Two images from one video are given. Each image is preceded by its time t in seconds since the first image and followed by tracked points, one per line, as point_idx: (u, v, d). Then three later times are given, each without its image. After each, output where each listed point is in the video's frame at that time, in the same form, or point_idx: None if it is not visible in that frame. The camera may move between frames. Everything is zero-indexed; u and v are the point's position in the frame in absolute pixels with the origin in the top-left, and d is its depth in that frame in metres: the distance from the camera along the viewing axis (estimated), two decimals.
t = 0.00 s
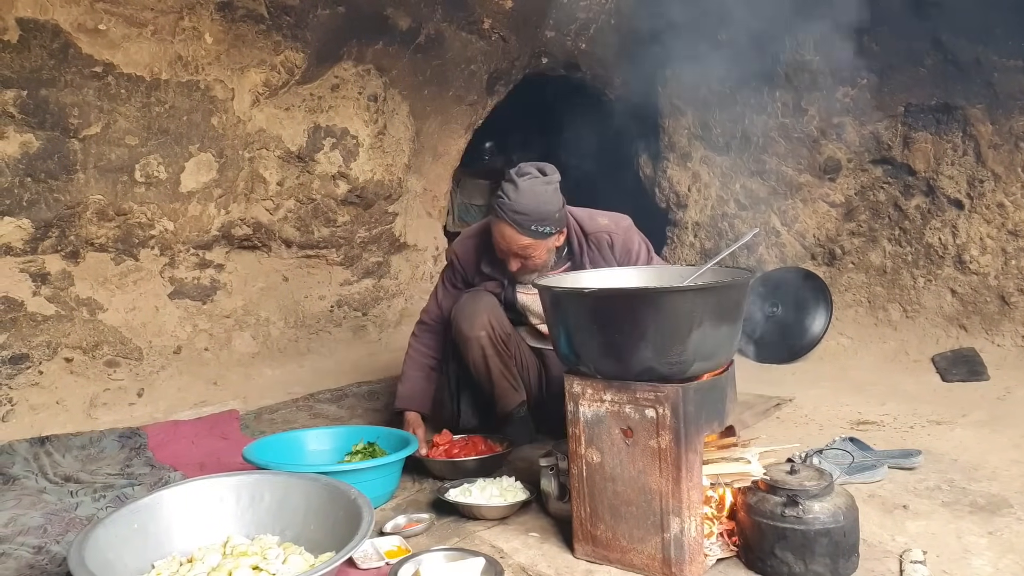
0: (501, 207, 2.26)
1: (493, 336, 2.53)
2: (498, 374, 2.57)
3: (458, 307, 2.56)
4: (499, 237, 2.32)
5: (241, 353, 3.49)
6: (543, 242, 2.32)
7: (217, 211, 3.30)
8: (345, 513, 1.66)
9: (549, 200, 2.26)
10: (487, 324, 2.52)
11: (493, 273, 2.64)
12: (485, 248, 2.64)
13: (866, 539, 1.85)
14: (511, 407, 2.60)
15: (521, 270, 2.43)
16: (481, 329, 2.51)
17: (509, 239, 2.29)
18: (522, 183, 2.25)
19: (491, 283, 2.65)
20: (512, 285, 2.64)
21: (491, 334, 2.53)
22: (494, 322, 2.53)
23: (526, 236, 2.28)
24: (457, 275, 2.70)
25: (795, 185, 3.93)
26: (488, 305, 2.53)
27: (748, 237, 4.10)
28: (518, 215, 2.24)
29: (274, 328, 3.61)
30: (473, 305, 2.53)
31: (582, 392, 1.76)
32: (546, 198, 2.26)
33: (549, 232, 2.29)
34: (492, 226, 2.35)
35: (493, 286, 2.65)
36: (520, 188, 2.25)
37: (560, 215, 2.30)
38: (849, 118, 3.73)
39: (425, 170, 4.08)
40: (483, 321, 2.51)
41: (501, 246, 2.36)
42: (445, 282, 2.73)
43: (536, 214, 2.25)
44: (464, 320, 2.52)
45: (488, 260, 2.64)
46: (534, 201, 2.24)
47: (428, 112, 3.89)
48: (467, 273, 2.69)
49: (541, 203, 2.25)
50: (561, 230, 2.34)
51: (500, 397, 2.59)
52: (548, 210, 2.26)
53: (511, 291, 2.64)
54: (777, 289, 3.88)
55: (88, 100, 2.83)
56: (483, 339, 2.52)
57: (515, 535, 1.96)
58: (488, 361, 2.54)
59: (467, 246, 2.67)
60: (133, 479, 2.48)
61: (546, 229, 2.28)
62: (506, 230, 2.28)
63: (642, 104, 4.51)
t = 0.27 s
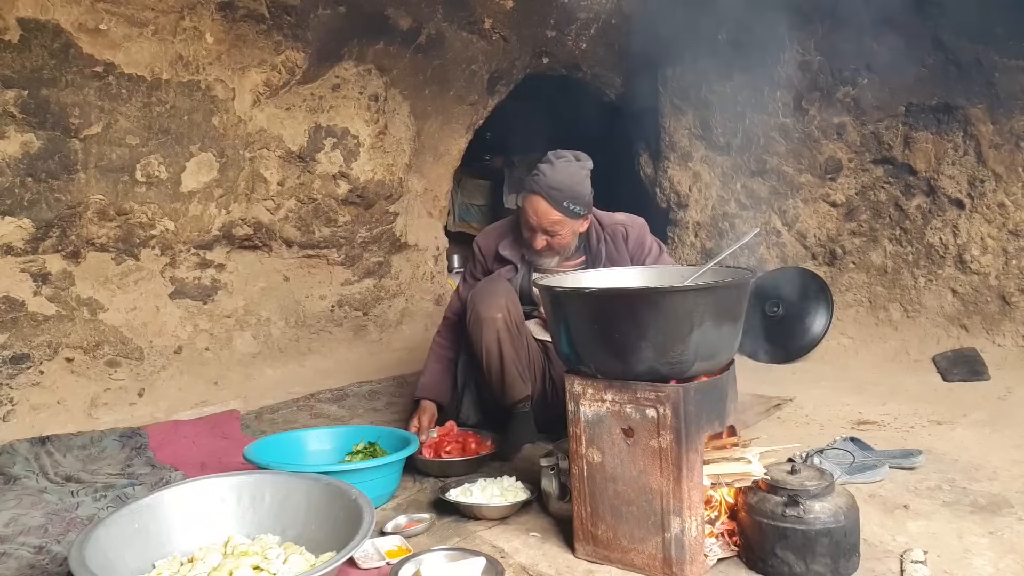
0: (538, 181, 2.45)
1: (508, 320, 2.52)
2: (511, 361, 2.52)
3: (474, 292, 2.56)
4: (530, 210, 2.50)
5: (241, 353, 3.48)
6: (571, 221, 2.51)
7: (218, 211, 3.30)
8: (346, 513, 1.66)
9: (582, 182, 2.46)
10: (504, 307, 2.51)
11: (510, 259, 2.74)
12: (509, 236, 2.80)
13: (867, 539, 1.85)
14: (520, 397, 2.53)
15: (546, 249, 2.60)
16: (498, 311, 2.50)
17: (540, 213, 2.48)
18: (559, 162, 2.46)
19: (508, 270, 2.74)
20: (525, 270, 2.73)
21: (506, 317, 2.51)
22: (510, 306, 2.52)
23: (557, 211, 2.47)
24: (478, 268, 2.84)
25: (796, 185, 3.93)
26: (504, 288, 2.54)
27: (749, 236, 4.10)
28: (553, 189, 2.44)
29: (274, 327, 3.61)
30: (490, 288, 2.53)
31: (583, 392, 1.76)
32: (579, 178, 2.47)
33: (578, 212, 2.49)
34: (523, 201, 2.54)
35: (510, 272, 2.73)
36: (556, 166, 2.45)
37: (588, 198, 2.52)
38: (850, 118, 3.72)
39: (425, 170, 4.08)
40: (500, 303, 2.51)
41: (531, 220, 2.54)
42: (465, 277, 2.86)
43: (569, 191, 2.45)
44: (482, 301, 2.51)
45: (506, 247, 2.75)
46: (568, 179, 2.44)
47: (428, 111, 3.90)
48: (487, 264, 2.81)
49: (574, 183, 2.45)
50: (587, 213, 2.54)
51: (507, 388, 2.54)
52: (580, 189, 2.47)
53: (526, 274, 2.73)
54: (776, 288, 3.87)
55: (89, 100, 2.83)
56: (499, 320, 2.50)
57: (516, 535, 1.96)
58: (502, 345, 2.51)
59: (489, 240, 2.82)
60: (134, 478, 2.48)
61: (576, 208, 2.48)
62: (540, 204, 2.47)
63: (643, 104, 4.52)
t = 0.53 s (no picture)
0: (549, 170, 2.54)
1: (507, 311, 2.55)
2: (509, 351, 2.52)
3: (473, 285, 2.61)
4: (538, 197, 2.57)
5: (241, 353, 3.48)
6: (577, 213, 2.58)
7: (218, 211, 3.30)
8: (347, 513, 1.66)
9: (590, 174, 2.55)
10: (503, 298, 2.54)
11: (513, 255, 2.83)
12: (515, 233, 2.89)
13: (867, 539, 1.84)
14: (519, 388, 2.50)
15: (550, 238, 2.64)
16: (497, 302, 2.54)
17: (547, 200, 2.55)
18: (570, 154, 2.54)
19: (512, 266, 2.82)
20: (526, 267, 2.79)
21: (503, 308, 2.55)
22: (508, 298, 2.56)
23: (565, 200, 2.54)
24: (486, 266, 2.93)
25: (796, 185, 3.93)
26: (504, 280, 2.58)
27: (749, 236, 4.10)
28: (562, 178, 2.51)
29: (275, 327, 3.61)
30: (489, 279, 2.58)
31: (584, 392, 1.76)
32: (587, 170, 2.56)
33: (585, 203, 2.57)
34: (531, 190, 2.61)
35: (513, 268, 2.81)
36: (567, 157, 2.54)
37: (595, 193, 2.59)
38: (850, 117, 3.73)
39: (426, 170, 4.08)
40: (498, 294, 2.54)
41: (538, 207, 2.59)
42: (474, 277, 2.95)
43: (578, 181, 2.53)
44: (481, 293, 2.56)
45: (512, 245, 2.85)
46: (577, 169, 2.52)
47: (429, 111, 3.90)
48: (494, 263, 2.91)
49: (584, 174, 2.53)
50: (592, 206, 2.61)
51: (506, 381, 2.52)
52: (587, 181, 2.54)
53: (527, 270, 2.79)
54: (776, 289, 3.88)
55: (89, 99, 2.83)
56: (497, 310, 2.54)
57: (516, 534, 1.96)
58: (501, 336, 2.52)
59: (496, 239, 2.92)
60: (134, 478, 2.48)
61: (583, 200, 2.56)
62: (548, 190, 2.54)
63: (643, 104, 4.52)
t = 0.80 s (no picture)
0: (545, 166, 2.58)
1: (500, 314, 2.59)
2: (506, 352, 2.55)
3: (466, 290, 2.66)
4: (535, 194, 2.59)
5: (242, 353, 3.48)
6: (573, 209, 2.62)
7: (219, 211, 3.30)
8: (347, 512, 1.66)
9: (585, 173, 2.60)
10: (495, 301, 2.59)
11: (506, 254, 2.81)
12: (508, 232, 2.88)
13: (867, 539, 1.84)
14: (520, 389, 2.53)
15: (545, 236, 2.66)
16: (490, 305, 2.58)
17: (543, 196, 2.58)
18: (566, 152, 2.59)
19: (504, 266, 2.81)
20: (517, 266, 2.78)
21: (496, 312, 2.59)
22: (500, 301, 2.60)
23: (561, 196, 2.58)
24: (479, 266, 2.93)
25: (796, 185, 3.93)
26: (496, 284, 2.63)
27: (750, 236, 4.11)
28: (559, 175, 2.56)
29: (275, 327, 3.60)
30: (481, 283, 2.62)
31: (584, 392, 1.76)
32: (581, 167, 2.61)
33: (580, 201, 2.61)
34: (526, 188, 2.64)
35: (506, 268, 2.81)
36: (563, 155, 2.58)
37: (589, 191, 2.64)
38: (851, 117, 3.73)
39: (426, 170, 4.08)
40: (490, 298, 2.59)
41: (534, 205, 2.62)
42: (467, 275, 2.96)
43: (573, 178, 2.57)
44: (474, 297, 2.60)
45: (503, 244, 2.84)
46: (572, 165, 2.57)
47: (429, 111, 3.90)
48: (487, 262, 2.90)
49: (579, 172, 2.58)
50: (586, 203, 2.64)
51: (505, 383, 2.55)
52: (582, 177, 2.59)
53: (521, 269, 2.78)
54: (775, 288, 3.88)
55: (89, 99, 2.83)
56: (490, 314, 2.58)
57: (517, 534, 1.96)
58: (496, 338, 2.56)
59: (489, 239, 2.91)
60: (134, 478, 2.48)
61: (578, 197, 2.60)
62: (544, 186, 2.58)
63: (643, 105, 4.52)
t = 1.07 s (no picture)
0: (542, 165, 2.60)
1: (497, 314, 2.61)
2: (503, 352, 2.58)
3: (463, 291, 2.67)
4: (532, 193, 2.61)
5: (242, 353, 3.48)
6: (570, 208, 2.65)
7: (219, 210, 3.30)
8: (347, 512, 1.66)
9: (581, 172, 2.63)
10: (492, 301, 2.61)
11: (502, 253, 2.84)
12: (504, 232, 2.91)
13: (867, 539, 1.85)
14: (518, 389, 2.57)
15: (543, 235, 2.68)
16: (488, 305, 2.61)
17: (541, 194, 2.60)
18: (561, 152, 2.62)
19: (501, 265, 2.84)
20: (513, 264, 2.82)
21: (493, 313, 2.61)
22: (497, 302, 2.62)
23: (558, 195, 2.61)
24: (475, 265, 2.95)
25: (797, 184, 3.93)
26: (492, 285, 2.65)
27: (750, 236, 4.11)
28: (556, 174, 2.58)
29: (275, 327, 3.60)
30: (478, 284, 2.64)
31: (584, 392, 1.76)
32: (577, 167, 2.63)
33: (577, 199, 2.64)
34: (523, 188, 2.65)
35: (502, 267, 2.84)
36: (559, 155, 2.61)
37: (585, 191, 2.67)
38: (851, 117, 3.73)
39: (427, 170, 4.08)
40: (488, 298, 2.61)
41: (531, 204, 2.64)
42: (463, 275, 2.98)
43: (571, 177, 2.60)
44: (471, 297, 2.62)
45: (499, 243, 2.87)
46: (570, 164, 2.60)
47: (430, 111, 3.90)
48: (483, 262, 2.93)
49: (576, 171, 2.61)
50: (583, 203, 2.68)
51: (503, 383, 2.58)
52: (579, 177, 2.62)
53: (517, 267, 2.81)
54: (776, 288, 3.89)
55: (89, 99, 2.83)
56: (488, 314, 2.60)
57: (517, 534, 1.96)
58: (494, 338, 2.59)
59: (486, 239, 2.95)
60: (135, 478, 2.48)
61: (575, 196, 2.63)
62: (541, 185, 2.59)
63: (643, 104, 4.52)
